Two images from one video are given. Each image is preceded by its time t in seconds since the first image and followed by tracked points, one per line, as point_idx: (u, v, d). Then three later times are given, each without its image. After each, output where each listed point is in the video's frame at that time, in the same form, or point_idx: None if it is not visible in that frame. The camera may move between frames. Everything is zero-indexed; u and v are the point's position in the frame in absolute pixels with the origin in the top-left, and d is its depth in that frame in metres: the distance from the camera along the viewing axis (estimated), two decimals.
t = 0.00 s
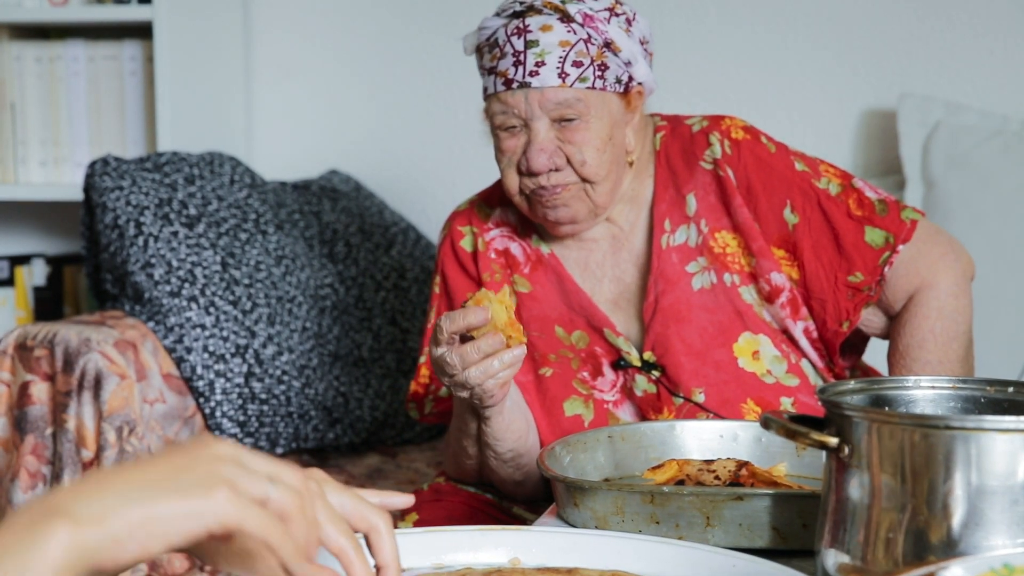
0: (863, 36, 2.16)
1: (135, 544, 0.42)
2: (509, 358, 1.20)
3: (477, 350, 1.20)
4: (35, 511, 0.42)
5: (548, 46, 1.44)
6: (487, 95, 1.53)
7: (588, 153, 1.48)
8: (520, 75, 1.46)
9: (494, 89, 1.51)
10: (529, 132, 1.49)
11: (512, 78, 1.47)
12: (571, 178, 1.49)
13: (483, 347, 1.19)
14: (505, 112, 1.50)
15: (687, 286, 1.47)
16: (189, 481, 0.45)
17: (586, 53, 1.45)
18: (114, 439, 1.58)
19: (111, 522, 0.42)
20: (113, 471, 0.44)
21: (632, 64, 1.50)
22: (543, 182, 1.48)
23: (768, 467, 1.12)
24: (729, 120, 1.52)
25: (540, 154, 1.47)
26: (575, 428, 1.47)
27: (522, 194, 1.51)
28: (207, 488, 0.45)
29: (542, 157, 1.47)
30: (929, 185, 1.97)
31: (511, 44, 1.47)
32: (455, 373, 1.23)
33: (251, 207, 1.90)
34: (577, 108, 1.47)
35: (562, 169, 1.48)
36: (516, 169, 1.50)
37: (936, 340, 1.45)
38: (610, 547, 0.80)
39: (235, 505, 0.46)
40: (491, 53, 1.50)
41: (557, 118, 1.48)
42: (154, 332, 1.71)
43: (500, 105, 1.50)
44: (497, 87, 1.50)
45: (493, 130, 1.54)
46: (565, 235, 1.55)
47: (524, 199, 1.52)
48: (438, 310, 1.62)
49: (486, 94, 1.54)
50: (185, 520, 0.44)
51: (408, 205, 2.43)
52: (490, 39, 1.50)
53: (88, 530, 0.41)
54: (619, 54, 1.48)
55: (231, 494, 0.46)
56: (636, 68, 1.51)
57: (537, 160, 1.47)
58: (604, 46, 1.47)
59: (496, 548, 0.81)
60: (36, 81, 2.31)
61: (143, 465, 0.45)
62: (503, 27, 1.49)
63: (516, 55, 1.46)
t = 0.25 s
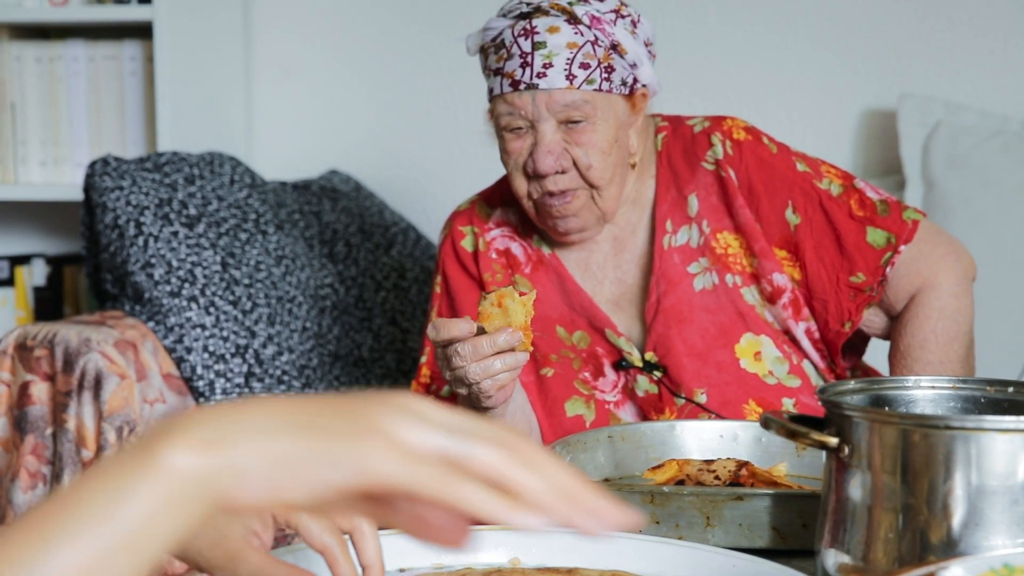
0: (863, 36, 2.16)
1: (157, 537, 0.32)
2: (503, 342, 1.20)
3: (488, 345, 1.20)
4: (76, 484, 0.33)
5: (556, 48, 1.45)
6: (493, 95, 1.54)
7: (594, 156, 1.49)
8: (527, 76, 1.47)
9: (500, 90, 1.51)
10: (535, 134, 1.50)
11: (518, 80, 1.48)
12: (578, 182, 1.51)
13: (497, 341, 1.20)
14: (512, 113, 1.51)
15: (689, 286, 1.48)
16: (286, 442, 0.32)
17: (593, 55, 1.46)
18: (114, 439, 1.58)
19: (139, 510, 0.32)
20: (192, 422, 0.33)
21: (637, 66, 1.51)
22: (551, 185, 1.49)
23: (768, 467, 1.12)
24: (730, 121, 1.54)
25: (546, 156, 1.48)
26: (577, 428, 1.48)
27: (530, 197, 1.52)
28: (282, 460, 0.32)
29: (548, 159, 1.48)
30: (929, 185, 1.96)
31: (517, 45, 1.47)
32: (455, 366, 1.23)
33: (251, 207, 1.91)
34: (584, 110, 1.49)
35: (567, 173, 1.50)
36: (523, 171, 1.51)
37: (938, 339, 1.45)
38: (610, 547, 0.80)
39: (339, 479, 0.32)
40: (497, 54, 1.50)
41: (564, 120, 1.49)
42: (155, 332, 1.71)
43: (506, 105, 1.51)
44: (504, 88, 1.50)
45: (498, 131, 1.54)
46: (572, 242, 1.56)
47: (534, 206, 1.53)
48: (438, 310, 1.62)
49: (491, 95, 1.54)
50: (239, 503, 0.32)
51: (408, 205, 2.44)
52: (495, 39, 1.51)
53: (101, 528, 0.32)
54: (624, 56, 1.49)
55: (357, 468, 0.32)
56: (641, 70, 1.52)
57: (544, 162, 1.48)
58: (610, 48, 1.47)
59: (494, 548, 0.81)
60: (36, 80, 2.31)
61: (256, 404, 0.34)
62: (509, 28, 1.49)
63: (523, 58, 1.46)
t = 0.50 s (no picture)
0: (863, 36, 2.16)
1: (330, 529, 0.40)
2: (502, 344, 1.21)
3: (488, 350, 1.21)
4: (263, 471, 0.41)
5: (562, 44, 1.46)
6: (498, 92, 1.55)
7: (599, 152, 1.50)
8: (533, 73, 1.48)
9: (506, 86, 1.52)
10: (541, 130, 1.51)
11: (525, 76, 1.48)
12: (584, 178, 1.52)
13: (497, 345, 1.21)
14: (517, 110, 1.52)
15: (691, 286, 1.49)
16: (446, 474, 0.41)
17: (600, 52, 1.47)
18: (114, 439, 1.58)
19: (324, 503, 0.40)
20: (375, 447, 0.42)
21: (642, 65, 1.53)
22: (557, 182, 1.50)
23: (768, 467, 1.12)
24: (732, 121, 1.54)
25: (552, 153, 1.49)
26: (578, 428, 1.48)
27: (534, 193, 1.53)
28: (443, 488, 0.41)
29: (554, 156, 1.49)
30: (929, 186, 1.96)
31: (524, 42, 1.47)
32: (457, 373, 1.24)
33: (251, 207, 1.91)
34: (589, 107, 1.49)
35: (573, 169, 1.50)
36: (528, 168, 1.52)
37: (939, 339, 1.46)
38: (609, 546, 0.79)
39: (488, 510, 0.41)
40: (503, 51, 1.51)
41: (571, 117, 1.50)
42: (155, 332, 1.71)
43: (513, 102, 1.52)
44: (510, 84, 1.51)
45: (503, 127, 1.56)
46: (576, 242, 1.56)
47: (538, 201, 1.54)
48: (439, 309, 1.62)
49: (496, 92, 1.55)
50: (402, 518, 0.40)
51: (408, 204, 2.44)
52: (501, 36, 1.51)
53: (286, 514, 0.40)
54: (630, 54, 1.50)
55: (505, 505, 0.41)
56: (646, 69, 1.54)
57: (549, 159, 1.48)
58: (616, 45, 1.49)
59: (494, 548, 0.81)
60: (36, 80, 2.31)
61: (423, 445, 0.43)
62: (515, 24, 1.50)
63: (530, 53, 1.47)
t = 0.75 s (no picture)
0: (862, 35, 2.16)
1: (322, 459, 0.39)
2: (512, 322, 1.25)
3: (497, 329, 1.25)
4: (247, 408, 0.40)
5: (566, 42, 1.47)
6: (501, 89, 1.55)
7: (601, 150, 1.51)
8: (537, 70, 1.49)
9: (509, 84, 1.53)
10: (543, 127, 1.52)
11: (529, 73, 1.49)
12: (585, 175, 1.52)
13: (506, 322, 1.25)
14: (521, 107, 1.53)
15: (691, 285, 1.49)
16: (434, 394, 0.41)
17: (603, 51, 1.49)
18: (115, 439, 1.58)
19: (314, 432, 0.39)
20: (365, 374, 0.41)
21: (646, 64, 1.54)
22: (557, 178, 1.51)
23: (768, 467, 1.12)
24: (733, 121, 1.55)
25: (555, 150, 1.50)
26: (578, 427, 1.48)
27: (535, 190, 1.53)
28: (430, 409, 0.40)
29: (556, 153, 1.50)
30: (929, 186, 1.96)
31: (529, 39, 1.49)
32: (470, 357, 1.27)
33: (251, 207, 1.91)
34: (592, 106, 1.51)
35: (576, 167, 1.51)
36: (529, 165, 1.53)
37: (940, 339, 1.48)
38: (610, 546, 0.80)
39: (481, 426, 0.41)
40: (507, 48, 1.52)
41: (573, 114, 1.51)
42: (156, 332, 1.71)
43: (516, 99, 1.53)
44: (512, 81, 1.52)
45: (506, 124, 1.57)
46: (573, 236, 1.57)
47: (537, 195, 1.54)
48: (440, 308, 1.62)
49: (499, 89, 1.55)
50: (392, 441, 0.40)
51: (408, 204, 2.44)
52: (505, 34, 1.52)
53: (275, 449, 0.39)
54: (634, 53, 1.51)
55: (497, 419, 0.41)
56: (649, 69, 1.55)
57: (551, 155, 1.50)
58: (620, 44, 1.50)
59: (494, 548, 0.81)
60: (36, 80, 2.31)
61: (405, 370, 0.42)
62: (519, 22, 1.51)
63: (534, 51, 1.48)
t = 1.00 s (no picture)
0: (862, 35, 2.16)
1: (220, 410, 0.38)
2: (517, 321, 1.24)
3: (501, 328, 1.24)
4: (135, 355, 0.39)
5: (565, 41, 1.47)
6: (501, 89, 1.55)
7: (601, 149, 1.51)
8: (537, 68, 1.49)
9: (509, 83, 1.53)
10: (543, 126, 1.52)
11: (528, 72, 1.49)
12: (584, 175, 1.52)
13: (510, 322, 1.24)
14: (521, 105, 1.53)
15: (691, 286, 1.49)
16: (327, 325, 0.40)
17: (602, 49, 1.49)
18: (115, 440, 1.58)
19: (207, 378, 0.38)
20: (256, 308, 0.40)
21: (645, 64, 1.54)
22: (556, 178, 1.51)
23: (769, 467, 1.12)
24: (733, 121, 1.55)
25: (554, 148, 1.50)
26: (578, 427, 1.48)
27: (535, 189, 1.53)
28: (324, 338, 0.40)
29: (556, 152, 1.50)
30: (930, 186, 1.96)
31: (528, 37, 1.49)
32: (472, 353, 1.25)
33: (251, 207, 1.91)
34: (591, 104, 1.51)
35: (575, 165, 1.52)
36: (529, 164, 1.53)
37: (941, 340, 1.49)
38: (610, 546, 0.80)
39: (377, 357, 0.40)
40: (506, 47, 1.52)
41: (573, 113, 1.51)
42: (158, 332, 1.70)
43: (516, 98, 1.53)
44: (512, 80, 1.52)
45: (505, 123, 1.57)
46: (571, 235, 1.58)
47: (534, 194, 1.54)
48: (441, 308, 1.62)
49: (499, 88, 1.55)
50: (287, 379, 0.39)
51: (408, 204, 2.44)
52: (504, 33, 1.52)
53: (172, 400, 0.38)
54: (633, 53, 1.52)
55: (393, 346, 0.41)
56: (649, 68, 1.55)
57: (551, 154, 1.50)
58: (620, 43, 1.50)
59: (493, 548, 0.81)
60: (36, 80, 2.31)
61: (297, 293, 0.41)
62: (519, 20, 1.51)
63: (534, 49, 1.48)
